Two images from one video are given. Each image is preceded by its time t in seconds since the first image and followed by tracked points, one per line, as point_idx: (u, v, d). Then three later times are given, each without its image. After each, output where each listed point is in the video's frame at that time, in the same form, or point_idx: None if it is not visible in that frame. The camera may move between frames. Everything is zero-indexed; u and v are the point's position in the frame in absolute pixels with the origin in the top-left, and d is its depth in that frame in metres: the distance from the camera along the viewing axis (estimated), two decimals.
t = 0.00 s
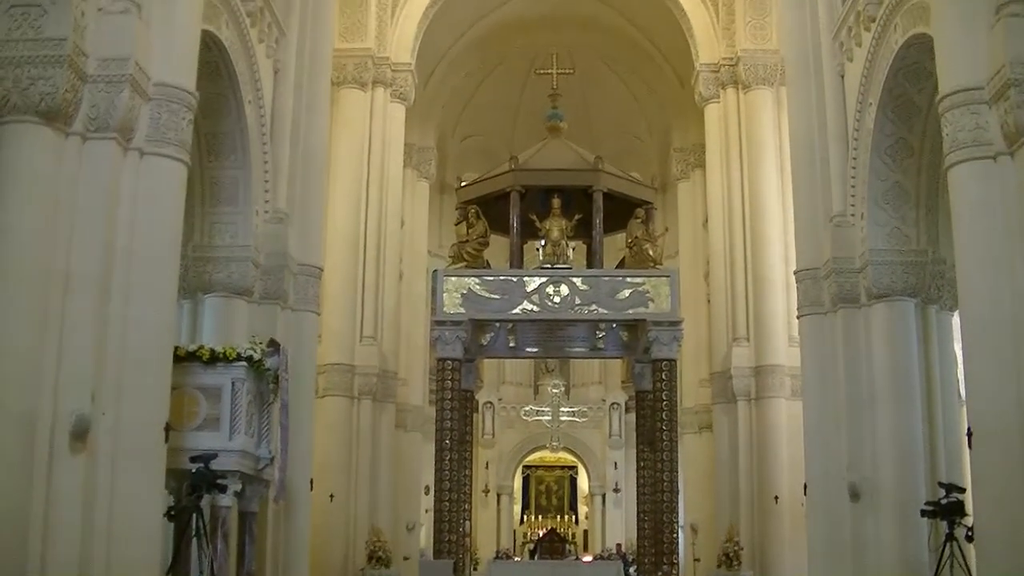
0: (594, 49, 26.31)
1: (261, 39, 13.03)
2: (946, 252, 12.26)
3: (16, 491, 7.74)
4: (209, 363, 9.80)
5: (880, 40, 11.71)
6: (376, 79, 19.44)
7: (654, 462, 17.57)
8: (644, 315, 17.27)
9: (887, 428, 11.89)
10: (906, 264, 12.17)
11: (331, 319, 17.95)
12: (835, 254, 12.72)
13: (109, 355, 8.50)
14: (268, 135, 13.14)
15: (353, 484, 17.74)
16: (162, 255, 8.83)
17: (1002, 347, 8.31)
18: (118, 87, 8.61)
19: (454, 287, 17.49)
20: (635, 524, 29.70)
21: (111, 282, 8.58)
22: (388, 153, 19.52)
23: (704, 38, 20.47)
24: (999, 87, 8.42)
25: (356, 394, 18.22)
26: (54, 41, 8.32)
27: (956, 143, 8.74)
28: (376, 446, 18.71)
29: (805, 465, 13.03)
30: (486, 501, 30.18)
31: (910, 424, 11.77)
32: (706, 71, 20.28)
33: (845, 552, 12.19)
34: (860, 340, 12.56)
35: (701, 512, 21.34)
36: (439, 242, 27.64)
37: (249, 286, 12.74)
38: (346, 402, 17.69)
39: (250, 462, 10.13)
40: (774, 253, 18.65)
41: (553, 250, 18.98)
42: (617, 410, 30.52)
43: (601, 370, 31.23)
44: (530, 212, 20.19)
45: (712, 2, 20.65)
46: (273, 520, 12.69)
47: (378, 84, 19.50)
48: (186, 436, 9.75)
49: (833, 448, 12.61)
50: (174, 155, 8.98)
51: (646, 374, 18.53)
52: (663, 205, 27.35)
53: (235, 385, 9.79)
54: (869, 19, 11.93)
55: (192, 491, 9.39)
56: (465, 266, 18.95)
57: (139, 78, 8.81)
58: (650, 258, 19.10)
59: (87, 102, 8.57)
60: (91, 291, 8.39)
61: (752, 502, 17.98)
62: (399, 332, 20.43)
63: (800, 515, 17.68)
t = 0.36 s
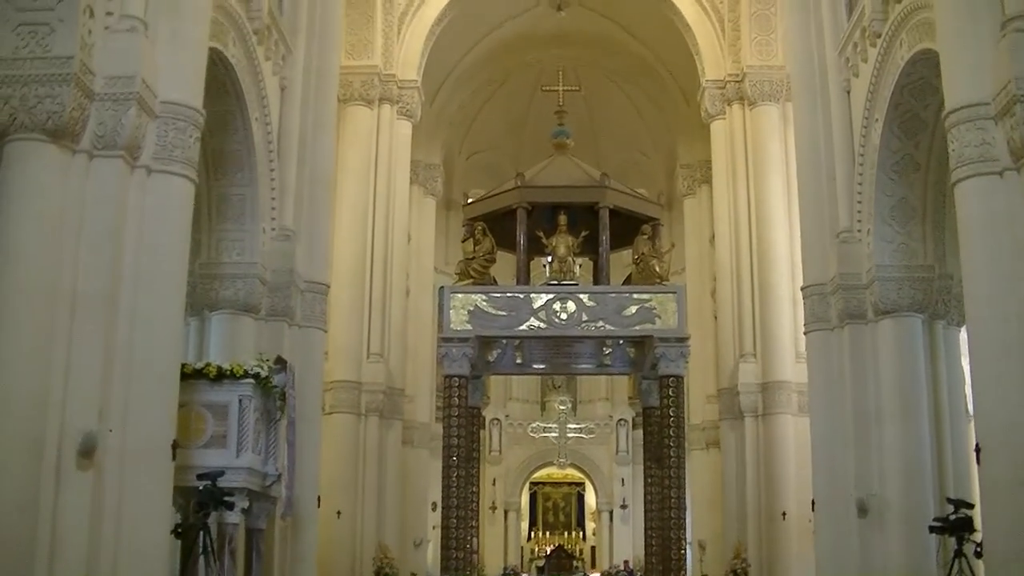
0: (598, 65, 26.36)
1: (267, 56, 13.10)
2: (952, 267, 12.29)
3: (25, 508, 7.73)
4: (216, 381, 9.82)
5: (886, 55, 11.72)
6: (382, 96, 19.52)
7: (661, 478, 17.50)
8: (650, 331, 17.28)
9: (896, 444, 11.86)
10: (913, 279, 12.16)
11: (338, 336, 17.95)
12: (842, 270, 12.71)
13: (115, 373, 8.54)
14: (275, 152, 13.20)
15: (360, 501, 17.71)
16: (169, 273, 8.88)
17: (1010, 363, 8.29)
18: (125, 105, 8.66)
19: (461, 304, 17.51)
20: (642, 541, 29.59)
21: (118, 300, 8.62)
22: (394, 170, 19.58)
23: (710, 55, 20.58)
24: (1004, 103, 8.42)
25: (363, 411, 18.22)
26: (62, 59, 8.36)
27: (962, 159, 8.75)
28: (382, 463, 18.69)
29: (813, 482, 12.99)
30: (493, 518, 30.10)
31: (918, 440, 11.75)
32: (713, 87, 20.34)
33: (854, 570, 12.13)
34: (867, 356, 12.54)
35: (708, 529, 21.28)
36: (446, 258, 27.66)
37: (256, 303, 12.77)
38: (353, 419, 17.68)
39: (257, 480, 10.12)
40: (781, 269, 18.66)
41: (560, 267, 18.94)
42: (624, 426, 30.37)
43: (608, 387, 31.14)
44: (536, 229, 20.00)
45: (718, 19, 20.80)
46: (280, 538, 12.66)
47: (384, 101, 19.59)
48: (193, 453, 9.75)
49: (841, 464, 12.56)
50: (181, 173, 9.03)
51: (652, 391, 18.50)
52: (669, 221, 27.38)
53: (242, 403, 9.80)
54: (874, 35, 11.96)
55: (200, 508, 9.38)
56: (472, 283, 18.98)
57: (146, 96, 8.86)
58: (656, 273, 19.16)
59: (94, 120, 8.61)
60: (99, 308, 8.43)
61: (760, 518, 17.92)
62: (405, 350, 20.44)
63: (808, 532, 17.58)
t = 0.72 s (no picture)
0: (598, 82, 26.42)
1: (269, 74, 13.15)
2: (954, 285, 12.33)
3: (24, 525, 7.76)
4: (217, 398, 9.82)
5: (888, 72, 11.76)
6: (385, 114, 19.60)
7: (663, 496, 17.46)
8: (652, 349, 17.26)
9: (898, 461, 11.85)
10: (915, 297, 12.17)
11: (339, 353, 17.95)
12: (844, 287, 12.71)
13: (118, 390, 8.53)
14: (277, 169, 13.24)
15: (361, 518, 17.68)
16: (171, 290, 8.88)
17: (1013, 381, 8.29)
18: (128, 122, 8.70)
19: (463, 321, 17.50)
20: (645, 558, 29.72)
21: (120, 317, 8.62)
22: (396, 187, 19.64)
23: (712, 71, 20.61)
24: (1006, 121, 8.45)
25: (364, 428, 18.23)
26: (65, 76, 8.41)
27: (964, 178, 8.78)
28: (384, 481, 18.67)
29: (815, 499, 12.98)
30: (495, 536, 30.05)
31: (920, 458, 11.74)
32: (715, 105, 20.43)
33: None
34: (869, 374, 12.53)
35: (710, 547, 21.26)
36: (448, 276, 27.66)
37: (258, 320, 12.80)
38: (354, 436, 17.66)
39: (259, 497, 10.12)
40: (783, 287, 18.69)
41: (563, 284, 18.96)
42: (626, 443, 30.50)
43: (610, 406, 31.09)
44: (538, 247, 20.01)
45: (720, 37, 20.88)
46: (281, 555, 12.63)
47: (386, 118, 19.72)
48: (194, 470, 9.73)
49: (843, 482, 12.55)
50: (183, 190, 9.06)
51: (654, 409, 18.48)
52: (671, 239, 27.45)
53: (244, 420, 9.81)
54: (875, 53, 12.02)
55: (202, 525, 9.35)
56: (474, 301, 19.01)
57: (150, 113, 8.91)
58: (658, 291, 19.18)
59: (97, 137, 8.65)
60: (101, 324, 8.43)
61: (762, 536, 17.88)
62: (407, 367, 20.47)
63: (811, 550, 17.48)
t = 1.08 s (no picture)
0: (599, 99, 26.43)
1: (271, 90, 13.21)
2: (955, 301, 12.31)
3: (25, 542, 7.73)
4: (218, 416, 9.80)
5: (889, 88, 11.77)
6: (386, 131, 19.69)
7: (664, 514, 17.41)
8: (653, 366, 17.24)
9: (900, 479, 11.83)
10: (915, 313, 12.19)
11: (341, 371, 17.96)
12: (845, 304, 12.72)
13: (117, 408, 8.54)
14: (278, 187, 13.26)
15: (362, 536, 17.64)
16: (171, 308, 8.90)
17: (1015, 397, 8.28)
18: (130, 139, 8.71)
19: (464, 339, 17.49)
20: None
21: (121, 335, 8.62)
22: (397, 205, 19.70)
23: (712, 88, 20.65)
24: (1006, 138, 8.48)
25: (365, 445, 18.23)
26: (68, 93, 8.45)
27: (965, 195, 8.80)
28: (385, 498, 18.65)
29: (817, 516, 12.95)
30: (496, 554, 29.98)
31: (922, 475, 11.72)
32: (715, 121, 20.46)
33: None
34: (871, 392, 12.52)
35: (712, 565, 21.20)
36: (449, 293, 27.65)
37: (258, 338, 12.80)
38: (355, 453, 17.65)
39: (259, 515, 10.10)
40: (784, 303, 18.68)
41: (563, 301, 18.96)
42: (626, 461, 30.32)
43: (611, 423, 31.32)
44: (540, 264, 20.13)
45: (721, 54, 20.91)
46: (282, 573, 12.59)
47: (387, 136, 19.73)
48: (195, 487, 9.72)
49: (845, 499, 12.54)
50: (186, 208, 9.08)
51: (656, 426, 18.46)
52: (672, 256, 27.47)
53: (244, 437, 9.80)
54: (876, 69, 12.05)
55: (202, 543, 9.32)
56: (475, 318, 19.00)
57: (152, 131, 8.92)
58: (660, 309, 19.04)
59: (99, 154, 8.66)
60: (102, 342, 8.44)
61: (764, 553, 17.82)
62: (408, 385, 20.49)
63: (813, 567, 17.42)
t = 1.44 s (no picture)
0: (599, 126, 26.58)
1: (272, 119, 13.29)
2: (957, 323, 12.30)
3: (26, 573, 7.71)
4: (221, 445, 9.80)
5: (889, 111, 11.84)
6: (387, 159, 19.80)
7: (667, 540, 17.35)
8: (656, 392, 17.22)
9: (904, 502, 11.81)
10: (917, 337, 12.19)
11: (343, 398, 17.95)
12: (847, 328, 12.73)
13: (119, 438, 8.54)
14: (279, 216, 13.30)
15: (364, 564, 17.57)
16: (173, 338, 8.92)
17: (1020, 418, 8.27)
18: (132, 169, 8.75)
19: (466, 366, 17.49)
20: None
21: (123, 364, 8.63)
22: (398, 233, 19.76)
23: (712, 115, 20.81)
24: (1006, 161, 8.53)
25: (368, 473, 18.20)
26: (69, 124, 8.50)
27: (965, 218, 8.83)
28: (388, 527, 18.60)
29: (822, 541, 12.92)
30: None
31: (926, 499, 11.71)
32: (715, 147, 20.62)
33: None
34: (874, 416, 12.52)
35: None
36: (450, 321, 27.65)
37: (260, 366, 12.80)
38: (358, 481, 17.61)
39: (263, 543, 10.06)
40: (786, 328, 18.68)
41: (565, 327, 18.95)
42: (630, 486, 30.24)
43: (614, 448, 31.08)
44: (542, 291, 20.18)
45: (721, 79, 21.08)
46: None
47: (388, 164, 19.80)
48: (198, 516, 9.71)
49: (849, 524, 12.51)
50: (188, 237, 9.12)
51: (659, 452, 18.42)
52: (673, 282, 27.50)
53: (247, 466, 9.78)
54: (876, 93, 12.13)
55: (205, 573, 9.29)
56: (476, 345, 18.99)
57: (153, 161, 8.97)
58: (661, 334, 19.08)
59: (100, 184, 8.69)
60: (104, 371, 8.44)
61: None
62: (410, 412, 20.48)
63: None
